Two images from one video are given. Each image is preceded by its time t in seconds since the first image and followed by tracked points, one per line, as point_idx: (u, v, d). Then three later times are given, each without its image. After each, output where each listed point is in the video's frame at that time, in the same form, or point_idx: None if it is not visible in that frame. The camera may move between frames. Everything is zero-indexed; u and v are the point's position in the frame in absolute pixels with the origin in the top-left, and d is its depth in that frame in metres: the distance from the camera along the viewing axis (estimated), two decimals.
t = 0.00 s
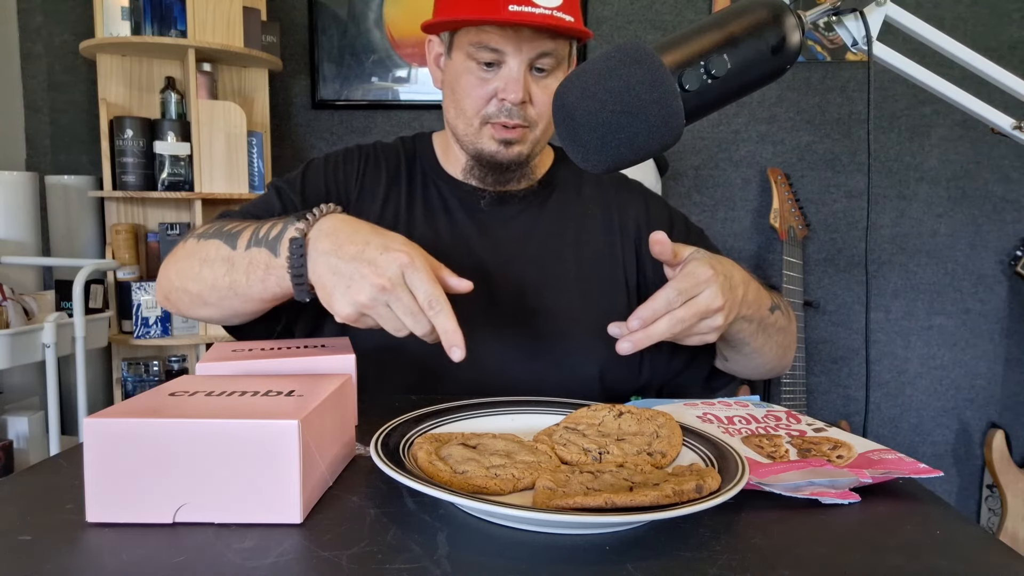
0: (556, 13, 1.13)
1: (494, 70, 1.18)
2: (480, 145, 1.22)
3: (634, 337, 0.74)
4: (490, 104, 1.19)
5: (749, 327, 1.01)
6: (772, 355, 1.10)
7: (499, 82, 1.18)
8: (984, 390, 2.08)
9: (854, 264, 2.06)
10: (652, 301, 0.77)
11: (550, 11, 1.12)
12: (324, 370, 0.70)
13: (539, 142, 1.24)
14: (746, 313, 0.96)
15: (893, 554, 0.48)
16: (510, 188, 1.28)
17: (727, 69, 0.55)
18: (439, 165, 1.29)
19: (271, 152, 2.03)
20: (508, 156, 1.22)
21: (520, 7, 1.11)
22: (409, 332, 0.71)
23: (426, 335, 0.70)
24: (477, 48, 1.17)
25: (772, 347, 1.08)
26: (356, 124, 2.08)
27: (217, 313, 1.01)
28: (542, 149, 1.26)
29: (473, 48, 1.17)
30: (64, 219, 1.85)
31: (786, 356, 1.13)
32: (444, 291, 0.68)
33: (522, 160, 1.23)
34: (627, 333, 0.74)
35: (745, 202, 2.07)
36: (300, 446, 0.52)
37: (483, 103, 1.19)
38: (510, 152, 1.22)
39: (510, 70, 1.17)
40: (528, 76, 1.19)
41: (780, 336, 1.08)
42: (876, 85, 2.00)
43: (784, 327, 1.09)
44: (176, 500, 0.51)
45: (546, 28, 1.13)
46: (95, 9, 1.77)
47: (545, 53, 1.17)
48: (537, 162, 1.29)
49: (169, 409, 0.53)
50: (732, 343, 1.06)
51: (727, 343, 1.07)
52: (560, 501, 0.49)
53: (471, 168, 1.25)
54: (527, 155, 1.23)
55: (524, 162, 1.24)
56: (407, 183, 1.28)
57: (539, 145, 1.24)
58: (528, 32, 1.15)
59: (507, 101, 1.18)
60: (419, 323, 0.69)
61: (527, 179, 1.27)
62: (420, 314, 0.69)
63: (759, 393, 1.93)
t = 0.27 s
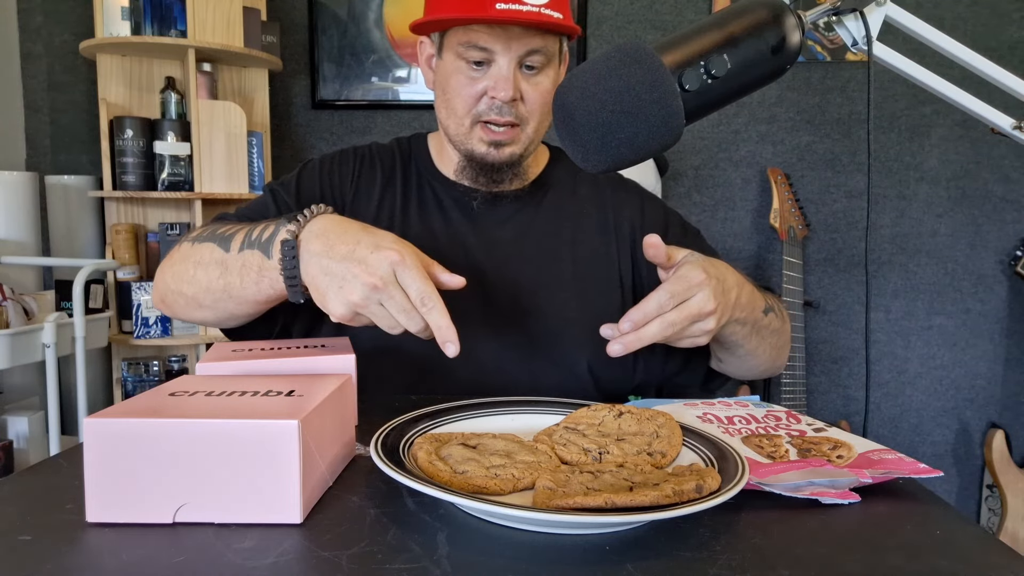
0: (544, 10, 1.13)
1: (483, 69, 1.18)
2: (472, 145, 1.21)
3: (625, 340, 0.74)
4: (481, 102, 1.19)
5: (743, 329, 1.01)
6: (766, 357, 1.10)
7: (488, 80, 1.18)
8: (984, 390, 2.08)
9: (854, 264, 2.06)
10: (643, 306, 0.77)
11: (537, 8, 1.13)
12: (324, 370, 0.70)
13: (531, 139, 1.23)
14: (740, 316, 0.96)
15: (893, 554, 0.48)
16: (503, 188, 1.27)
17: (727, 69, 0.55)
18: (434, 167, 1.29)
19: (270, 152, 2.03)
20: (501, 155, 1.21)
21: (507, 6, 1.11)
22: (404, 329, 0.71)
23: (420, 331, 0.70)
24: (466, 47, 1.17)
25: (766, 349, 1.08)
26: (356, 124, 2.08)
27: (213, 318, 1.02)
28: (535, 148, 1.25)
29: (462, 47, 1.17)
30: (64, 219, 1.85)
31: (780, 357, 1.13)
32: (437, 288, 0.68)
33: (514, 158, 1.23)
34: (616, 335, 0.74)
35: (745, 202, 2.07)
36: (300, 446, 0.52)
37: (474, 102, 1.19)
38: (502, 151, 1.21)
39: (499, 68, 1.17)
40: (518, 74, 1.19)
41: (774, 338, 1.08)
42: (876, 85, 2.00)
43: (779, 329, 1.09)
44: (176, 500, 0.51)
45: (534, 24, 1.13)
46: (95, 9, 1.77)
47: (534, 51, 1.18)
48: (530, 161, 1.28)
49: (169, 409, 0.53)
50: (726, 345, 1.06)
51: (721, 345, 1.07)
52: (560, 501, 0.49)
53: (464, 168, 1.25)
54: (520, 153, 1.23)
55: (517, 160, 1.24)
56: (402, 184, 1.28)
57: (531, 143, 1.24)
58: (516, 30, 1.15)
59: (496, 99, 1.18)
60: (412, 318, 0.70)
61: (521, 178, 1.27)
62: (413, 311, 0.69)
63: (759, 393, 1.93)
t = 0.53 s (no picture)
0: (535, 8, 1.13)
1: (476, 68, 1.19)
2: (467, 144, 1.21)
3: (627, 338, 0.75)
4: (474, 101, 1.19)
5: (741, 326, 1.01)
6: (763, 354, 1.10)
7: (482, 79, 1.18)
8: (984, 390, 2.08)
9: (854, 264, 2.06)
10: (645, 304, 0.77)
11: (529, 6, 1.13)
12: (324, 370, 0.70)
13: (526, 138, 1.23)
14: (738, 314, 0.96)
15: (893, 554, 0.48)
16: (500, 187, 1.27)
17: (727, 69, 0.55)
18: (431, 167, 1.29)
19: (270, 152, 2.03)
20: (496, 154, 1.21)
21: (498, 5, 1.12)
22: (402, 327, 0.71)
23: (419, 327, 0.70)
24: (459, 46, 1.17)
25: (763, 347, 1.08)
26: (356, 124, 2.08)
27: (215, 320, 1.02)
28: (530, 146, 1.25)
29: (455, 47, 1.18)
30: (64, 219, 1.85)
31: (777, 354, 1.13)
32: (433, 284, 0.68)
33: (510, 157, 1.22)
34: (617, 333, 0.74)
35: (745, 202, 2.07)
36: (300, 446, 0.52)
37: (467, 101, 1.19)
38: (497, 150, 1.21)
39: (492, 67, 1.18)
40: (511, 72, 1.19)
41: (771, 335, 1.08)
42: (876, 85, 2.00)
43: (777, 326, 1.09)
44: (175, 500, 0.51)
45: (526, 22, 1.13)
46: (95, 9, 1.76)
47: (527, 49, 1.18)
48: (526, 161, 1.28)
49: (168, 409, 0.53)
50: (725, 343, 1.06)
51: (720, 342, 1.07)
52: (561, 501, 0.49)
53: (460, 168, 1.25)
54: (515, 152, 1.22)
55: (513, 159, 1.23)
56: (398, 184, 1.28)
57: (527, 142, 1.24)
58: (508, 28, 1.15)
59: (490, 98, 1.18)
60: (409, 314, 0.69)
61: (517, 177, 1.26)
62: (411, 308, 0.69)
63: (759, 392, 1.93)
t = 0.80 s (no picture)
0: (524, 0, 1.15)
1: (467, 64, 1.20)
2: (461, 141, 1.22)
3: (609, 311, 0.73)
4: (466, 97, 1.20)
5: (743, 318, 1.00)
6: (763, 350, 1.09)
7: (473, 74, 1.19)
8: (984, 390, 2.08)
9: (854, 264, 2.06)
10: (634, 276, 0.76)
11: None
12: (323, 370, 0.70)
13: (520, 132, 1.24)
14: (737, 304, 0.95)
15: (893, 554, 0.48)
16: (496, 185, 1.28)
17: (727, 69, 0.55)
18: (427, 167, 1.29)
19: (271, 152, 2.03)
20: (491, 150, 1.22)
21: None
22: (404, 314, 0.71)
23: (420, 314, 0.68)
24: (449, 43, 1.18)
25: (766, 342, 1.08)
26: (356, 124, 2.08)
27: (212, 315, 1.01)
28: (524, 141, 1.26)
29: (445, 44, 1.19)
30: (64, 219, 1.85)
31: (777, 352, 1.12)
32: (436, 269, 0.69)
33: (505, 152, 1.23)
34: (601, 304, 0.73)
35: (745, 202, 2.07)
36: (300, 446, 0.52)
37: (459, 97, 1.20)
38: (492, 145, 1.22)
39: (483, 62, 1.19)
40: (502, 67, 1.20)
41: (772, 332, 1.07)
42: (876, 85, 2.00)
43: (778, 324, 1.08)
44: (175, 500, 0.51)
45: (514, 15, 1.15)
46: (95, 9, 1.76)
47: (516, 42, 1.19)
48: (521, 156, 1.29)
49: (168, 409, 0.53)
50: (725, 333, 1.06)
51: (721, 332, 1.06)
52: (561, 500, 0.49)
53: (454, 166, 1.25)
54: (510, 147, 1.24)
55: (508, 155, 1.24)
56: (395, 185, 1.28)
57: (520, 136, 1.25)
58: (497, 23, 1.17)
59: (482, 93, 1.19)
60: (407, 293, 0.68)
61: (513, 173, 1.27)
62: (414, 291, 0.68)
63: (758, 392, 1.93)
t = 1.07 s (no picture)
0: None
1: (448, 68, 1.19)
2: (452, 145, 1.22)
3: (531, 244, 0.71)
4: (451, 101, 1.19)
5: (695, 287, 0.91)
6: (737, 323, 1.00)
7: (454, 77, 1.18)
8: (984, 390, 2.08)
9: (854, 264, 2.06)
10: (561, 205, 0.72)
11: None
12: (324, 370, 0.70)
13: (509, 128, 1.23)
14: (690, 267, 0.87)
15: (893, 554, 0.48)
16: (494, 185, 1.28)
17: (727, 69, 0.55)
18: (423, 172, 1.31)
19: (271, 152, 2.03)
20: (483, 151, 1.22)
21: None
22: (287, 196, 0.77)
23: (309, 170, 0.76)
24: (427, 50, 1.18)
25: (746, 318, 1.00)
26: (356, 124, 2.08)
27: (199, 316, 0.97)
28: (516, 136, 1.24)
29: (423, 49, 1.18)
30: (64, 219, 1.86)
31: (759, 328, 1.02)
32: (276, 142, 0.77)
33: (498, 151, 1.23)
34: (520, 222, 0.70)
35: (745, 202, 2.07)
36: (300, 446, 0.52)
37: (444, 102, 1.19)
38: (483, 147, 1.21)
39: (463, 63, 1.17)
40: (482, 65, 1.18)
41: (742, 303, 0.98)
42: (876, 85, 2.00)
43: (749, 292, 0.99)
44: (176, 500, 0.51)
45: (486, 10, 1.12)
46: (95, 9, 1.76)
47: (493, 39, 1.17)
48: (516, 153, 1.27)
49: (168, 409, 0.53)
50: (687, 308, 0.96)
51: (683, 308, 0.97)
52: (560, 500, 0.49)
53: (451, 170, 1.26)
54: (502, 146, 1.23)
55: (501, 152, 1.24)
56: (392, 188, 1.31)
57: (512, 132, 1.23)
58: (471, 22, 1.15)
59: (465, 95, 1.18)
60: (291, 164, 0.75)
61: (509, 171, 1.27)
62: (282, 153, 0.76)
63: (758, 392, 1.93)
